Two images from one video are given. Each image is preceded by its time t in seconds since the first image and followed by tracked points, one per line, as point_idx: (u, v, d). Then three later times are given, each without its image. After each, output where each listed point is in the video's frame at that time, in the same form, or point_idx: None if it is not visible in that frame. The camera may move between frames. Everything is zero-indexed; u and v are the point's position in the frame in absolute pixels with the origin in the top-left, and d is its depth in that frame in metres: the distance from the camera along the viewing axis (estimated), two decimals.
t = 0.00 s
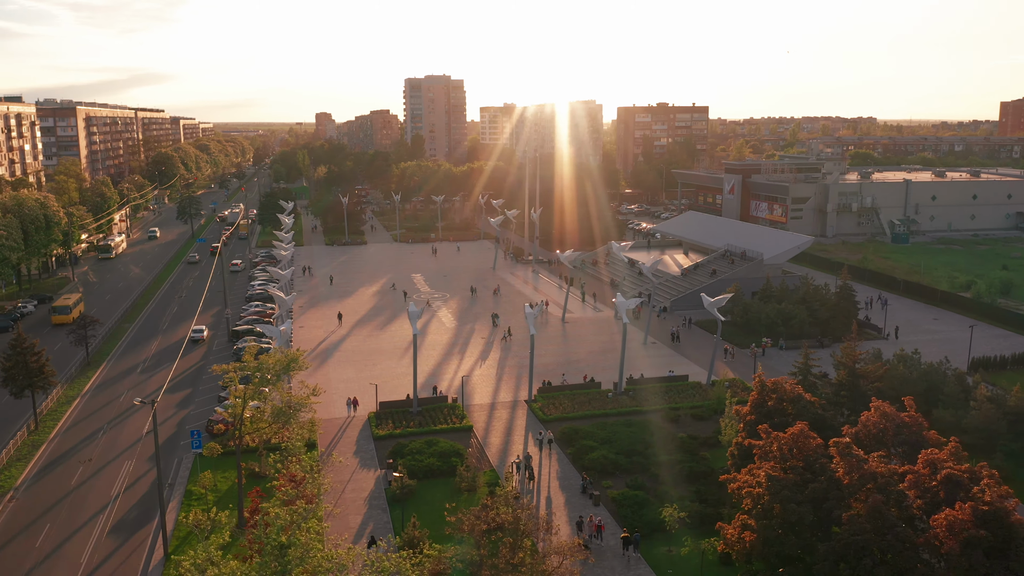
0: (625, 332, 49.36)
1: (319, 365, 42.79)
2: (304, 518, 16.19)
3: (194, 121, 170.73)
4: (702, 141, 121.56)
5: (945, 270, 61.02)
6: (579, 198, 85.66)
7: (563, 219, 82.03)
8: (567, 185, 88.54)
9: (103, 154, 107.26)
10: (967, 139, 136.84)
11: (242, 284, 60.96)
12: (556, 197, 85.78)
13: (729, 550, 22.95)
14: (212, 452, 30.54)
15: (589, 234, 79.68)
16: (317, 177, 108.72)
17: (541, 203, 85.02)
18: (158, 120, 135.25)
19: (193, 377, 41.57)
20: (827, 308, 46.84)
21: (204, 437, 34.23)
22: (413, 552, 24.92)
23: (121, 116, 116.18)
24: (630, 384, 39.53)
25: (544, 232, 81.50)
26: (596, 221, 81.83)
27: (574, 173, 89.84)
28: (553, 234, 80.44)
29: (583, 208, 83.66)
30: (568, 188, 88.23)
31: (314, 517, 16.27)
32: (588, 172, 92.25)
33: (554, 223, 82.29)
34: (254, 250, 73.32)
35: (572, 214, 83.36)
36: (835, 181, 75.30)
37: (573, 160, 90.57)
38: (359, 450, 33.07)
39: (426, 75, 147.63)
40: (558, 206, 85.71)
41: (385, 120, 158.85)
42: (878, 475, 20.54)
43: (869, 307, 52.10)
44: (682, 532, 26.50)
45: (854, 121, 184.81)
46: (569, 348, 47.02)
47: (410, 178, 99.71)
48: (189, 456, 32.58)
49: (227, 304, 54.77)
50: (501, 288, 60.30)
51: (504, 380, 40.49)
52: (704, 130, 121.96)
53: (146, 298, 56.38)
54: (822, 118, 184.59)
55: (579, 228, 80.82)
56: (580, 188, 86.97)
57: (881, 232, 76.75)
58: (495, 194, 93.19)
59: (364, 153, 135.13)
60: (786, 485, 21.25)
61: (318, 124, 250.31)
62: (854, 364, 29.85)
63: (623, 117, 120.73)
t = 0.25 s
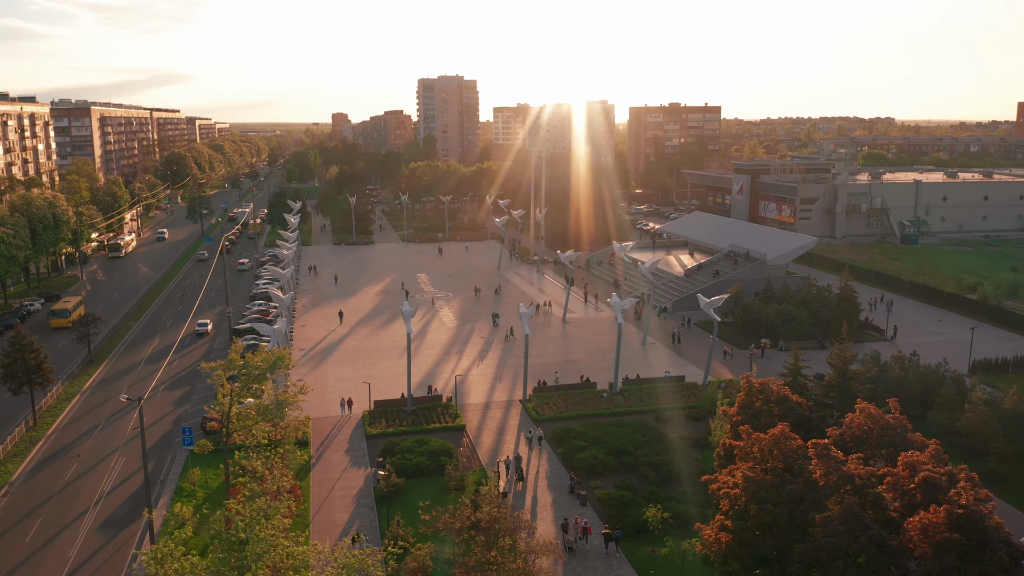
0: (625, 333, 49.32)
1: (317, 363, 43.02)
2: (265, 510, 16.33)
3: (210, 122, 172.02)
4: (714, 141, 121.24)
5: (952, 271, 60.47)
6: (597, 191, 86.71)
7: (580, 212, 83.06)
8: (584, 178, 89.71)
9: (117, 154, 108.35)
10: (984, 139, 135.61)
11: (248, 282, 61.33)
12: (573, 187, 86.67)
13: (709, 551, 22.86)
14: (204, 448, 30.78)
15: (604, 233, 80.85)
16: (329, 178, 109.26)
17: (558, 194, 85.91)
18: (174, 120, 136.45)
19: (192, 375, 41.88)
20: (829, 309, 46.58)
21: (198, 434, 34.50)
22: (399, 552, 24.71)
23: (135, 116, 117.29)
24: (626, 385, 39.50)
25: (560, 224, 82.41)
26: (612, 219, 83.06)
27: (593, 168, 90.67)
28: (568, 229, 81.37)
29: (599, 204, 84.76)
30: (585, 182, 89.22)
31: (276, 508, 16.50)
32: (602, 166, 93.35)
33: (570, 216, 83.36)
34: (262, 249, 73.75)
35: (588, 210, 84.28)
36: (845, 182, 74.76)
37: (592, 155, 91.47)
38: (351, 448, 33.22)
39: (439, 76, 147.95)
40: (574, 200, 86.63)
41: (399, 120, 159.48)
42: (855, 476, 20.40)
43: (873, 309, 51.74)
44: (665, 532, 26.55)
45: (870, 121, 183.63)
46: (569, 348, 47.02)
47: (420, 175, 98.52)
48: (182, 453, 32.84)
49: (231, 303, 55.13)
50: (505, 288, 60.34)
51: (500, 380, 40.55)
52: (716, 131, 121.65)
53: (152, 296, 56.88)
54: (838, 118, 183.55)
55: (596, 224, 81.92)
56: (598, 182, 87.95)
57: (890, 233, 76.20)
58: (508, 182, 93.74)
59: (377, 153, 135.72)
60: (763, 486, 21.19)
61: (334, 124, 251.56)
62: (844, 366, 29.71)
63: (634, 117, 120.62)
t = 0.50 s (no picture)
0: (625, 333, 49.20)
1: (316, 362, 43.17)
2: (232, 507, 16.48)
3: (223, 121, 172.96)
4: (724, 141, 120.84)
5: (958, 273, 60.06)
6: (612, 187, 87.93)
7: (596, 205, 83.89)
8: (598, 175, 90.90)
9: (129, 154, 109.20)
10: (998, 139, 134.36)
11: (253, 281, 61.62)
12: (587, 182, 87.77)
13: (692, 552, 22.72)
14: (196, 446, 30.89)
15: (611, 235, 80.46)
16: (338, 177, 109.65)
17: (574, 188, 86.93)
18: (186, 120, 137.34)
19: (192, 373, 42.12)
20: (830, 309, 46.31)
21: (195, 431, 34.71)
22: (385, 549, 24.68)
23: (148, 116, 118.16)
24: (622, 385, 39.42)
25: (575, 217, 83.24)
26: (626, 215, 84.12)
27: (603, 167, 91.10)
28: (582, 221, 82.12)
29: (614, 199, 85.80)
30: (598, 178, 90.39)
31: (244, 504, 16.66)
32: (614, 166, 94.61)
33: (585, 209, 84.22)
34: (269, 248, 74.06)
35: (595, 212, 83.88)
36: (853, 182, 74.37)
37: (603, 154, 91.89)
38: (344, 447, 33.35)
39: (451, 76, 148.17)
40: (587, 194, 87.68)
41: (410, 120, 159.86)
42: (834, 477, 20.26)
43: (876, 311, 51.46)
44: (651, 533, 26.51)
45: (884, 121, 182.44)
46: (568, 348, 46.95)
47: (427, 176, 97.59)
48: (177, 451, 33.05)
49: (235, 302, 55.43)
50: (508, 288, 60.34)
51: (497, 380, 40.55)
52: (727, 130, 121.23)
53: (157, 295, 57.28)
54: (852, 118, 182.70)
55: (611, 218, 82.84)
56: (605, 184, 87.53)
57: (899, 234, 75.67)
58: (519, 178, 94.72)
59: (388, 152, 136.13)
60: (743, 487, 21.08)
61: (348, 124, 252.45)
62: (835, 367, 29.53)
63: (644, 117, 120.35)
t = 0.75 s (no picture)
0: (626, 333, 49.14)
1: (314, 361, 43.32)
2: (204, 500, 16.68)
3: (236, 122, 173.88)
4: (735, 142, 120.40)
5: (965, 274, 59.64)
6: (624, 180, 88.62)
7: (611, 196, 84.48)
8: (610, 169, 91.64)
9: (141, 154, 110.01)
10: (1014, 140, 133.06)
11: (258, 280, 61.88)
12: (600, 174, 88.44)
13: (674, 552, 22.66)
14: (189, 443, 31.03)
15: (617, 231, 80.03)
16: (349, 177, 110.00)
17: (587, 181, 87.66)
18: (199, 120, 138.20)
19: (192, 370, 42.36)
20: (830, 309, 46.12)
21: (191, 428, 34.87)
22: (370, 546, 24.76)
23: (160, 116, 118.98)
24: (619, 385, 39.38)
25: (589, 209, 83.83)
26: (632, 212, 83.85)
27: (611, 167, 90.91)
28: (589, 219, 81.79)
29: (621, 197, 85.51)
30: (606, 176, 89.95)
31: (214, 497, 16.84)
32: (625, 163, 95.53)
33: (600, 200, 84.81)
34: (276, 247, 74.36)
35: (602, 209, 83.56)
36: (860, 183, 73.97)
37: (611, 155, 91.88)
38: (337, 445, 33.49)
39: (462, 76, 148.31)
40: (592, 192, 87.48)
41: (422, 120, 160.16)
42: (812, 478, 20.14)
43: (880, 313, 51.19)
44: (637, 533, 26.50)
45: (899, 121, 181.14)
46: (567, 349, 46.91)
47: (436, 176, 96.66)
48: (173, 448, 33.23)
49: (238, 301, 55.69)
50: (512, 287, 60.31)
51: (493, 379, 40.61)
52: (738, 130, 120.76)
53: (162, 293, 57.67)
54: (866, 118, 181.69)
55: (626, 209, 83.47)
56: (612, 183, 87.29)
57: (907, 235, 75.15)
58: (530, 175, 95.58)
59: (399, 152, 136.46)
60: (722, 489, 21.05)
61: (362, 123, 253.25)
62: (825, 369, 29.40)
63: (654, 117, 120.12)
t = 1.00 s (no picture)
0: (626, 333, 49.12)
1: (313, 360, 43.55)
2: (176, 494, 16.91)
3: (250, 122, 174.89)
4: (745, 142, 119.94)
5: (972, 275, 59.16)
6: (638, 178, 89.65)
7: (627, 191, 85.40)
8: (623, 168, 92.71)
9: (153, 154, 110.84)
10: None
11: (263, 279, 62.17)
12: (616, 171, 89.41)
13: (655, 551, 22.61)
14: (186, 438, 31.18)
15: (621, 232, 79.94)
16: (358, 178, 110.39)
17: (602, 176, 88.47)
18: (212, 120, 139.06)
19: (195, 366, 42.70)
20: (832, 311, 45.92)
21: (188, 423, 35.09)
22: (353, 544, 24.87)
23: (172, 116, 119.82)
24: (614, 385, 39.36)
25: (604, 202, 84.52)
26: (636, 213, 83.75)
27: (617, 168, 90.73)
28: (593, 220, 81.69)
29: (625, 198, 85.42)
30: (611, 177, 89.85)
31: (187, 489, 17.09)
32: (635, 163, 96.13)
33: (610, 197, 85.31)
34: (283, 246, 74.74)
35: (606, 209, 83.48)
36: (869, 183, 73.54)
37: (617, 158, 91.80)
38: (330, 443, 33.66)
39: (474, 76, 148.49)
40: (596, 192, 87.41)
41: (433, 120, 160.52)
42: (789, 480, 20.09)
43: (884, 314, 50.87)
44: (623, 533, 26.50)
45: (914, 121, 179.79)
46: (566, 349, 46.92)
47: (444, 177, 96.34)
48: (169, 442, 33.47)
49: (242, 300, 56.01)
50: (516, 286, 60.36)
51: (490, 379, 40.68)
52: (748, 131, 120.28)
53: (168, 292, 58.06)
54: (881, 118, 180.62)
55: (630, 210, 83.39)
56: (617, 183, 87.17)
57: (916, 236, 74.59)
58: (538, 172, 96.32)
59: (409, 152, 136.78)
60: (701, 491, 20.99)
61: (375, 123, 254.06)
62: (815, 370, 29.26)
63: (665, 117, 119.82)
